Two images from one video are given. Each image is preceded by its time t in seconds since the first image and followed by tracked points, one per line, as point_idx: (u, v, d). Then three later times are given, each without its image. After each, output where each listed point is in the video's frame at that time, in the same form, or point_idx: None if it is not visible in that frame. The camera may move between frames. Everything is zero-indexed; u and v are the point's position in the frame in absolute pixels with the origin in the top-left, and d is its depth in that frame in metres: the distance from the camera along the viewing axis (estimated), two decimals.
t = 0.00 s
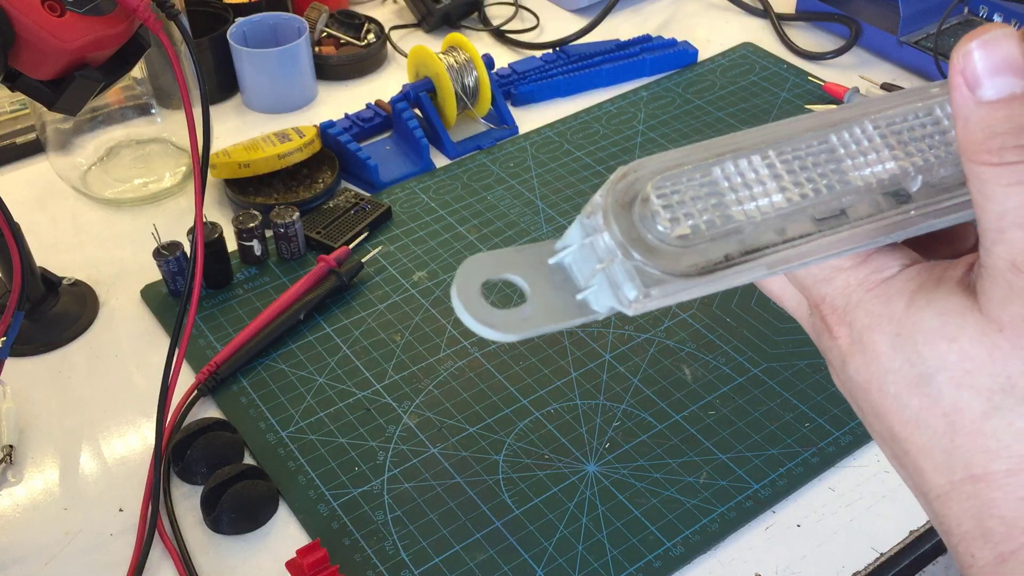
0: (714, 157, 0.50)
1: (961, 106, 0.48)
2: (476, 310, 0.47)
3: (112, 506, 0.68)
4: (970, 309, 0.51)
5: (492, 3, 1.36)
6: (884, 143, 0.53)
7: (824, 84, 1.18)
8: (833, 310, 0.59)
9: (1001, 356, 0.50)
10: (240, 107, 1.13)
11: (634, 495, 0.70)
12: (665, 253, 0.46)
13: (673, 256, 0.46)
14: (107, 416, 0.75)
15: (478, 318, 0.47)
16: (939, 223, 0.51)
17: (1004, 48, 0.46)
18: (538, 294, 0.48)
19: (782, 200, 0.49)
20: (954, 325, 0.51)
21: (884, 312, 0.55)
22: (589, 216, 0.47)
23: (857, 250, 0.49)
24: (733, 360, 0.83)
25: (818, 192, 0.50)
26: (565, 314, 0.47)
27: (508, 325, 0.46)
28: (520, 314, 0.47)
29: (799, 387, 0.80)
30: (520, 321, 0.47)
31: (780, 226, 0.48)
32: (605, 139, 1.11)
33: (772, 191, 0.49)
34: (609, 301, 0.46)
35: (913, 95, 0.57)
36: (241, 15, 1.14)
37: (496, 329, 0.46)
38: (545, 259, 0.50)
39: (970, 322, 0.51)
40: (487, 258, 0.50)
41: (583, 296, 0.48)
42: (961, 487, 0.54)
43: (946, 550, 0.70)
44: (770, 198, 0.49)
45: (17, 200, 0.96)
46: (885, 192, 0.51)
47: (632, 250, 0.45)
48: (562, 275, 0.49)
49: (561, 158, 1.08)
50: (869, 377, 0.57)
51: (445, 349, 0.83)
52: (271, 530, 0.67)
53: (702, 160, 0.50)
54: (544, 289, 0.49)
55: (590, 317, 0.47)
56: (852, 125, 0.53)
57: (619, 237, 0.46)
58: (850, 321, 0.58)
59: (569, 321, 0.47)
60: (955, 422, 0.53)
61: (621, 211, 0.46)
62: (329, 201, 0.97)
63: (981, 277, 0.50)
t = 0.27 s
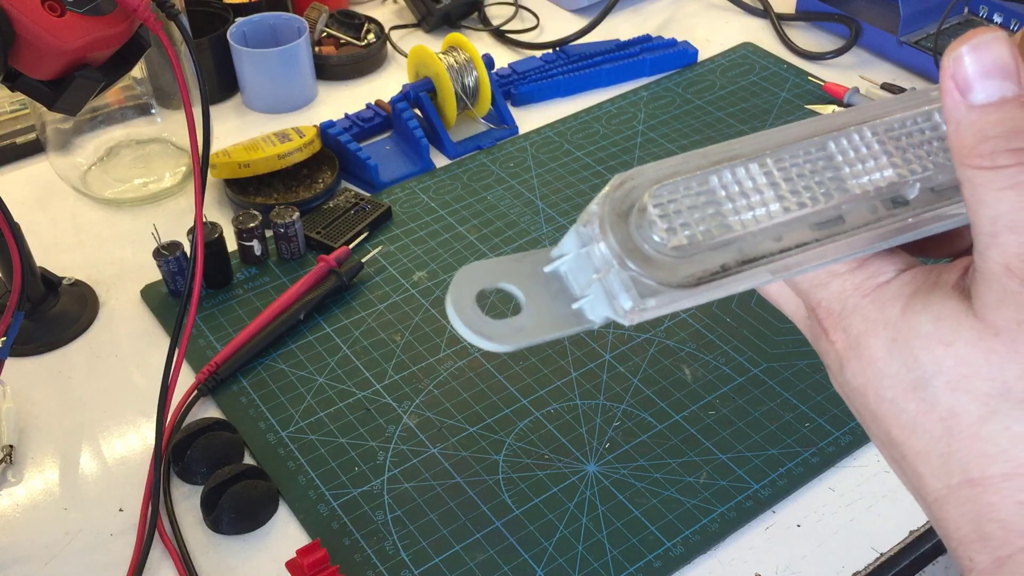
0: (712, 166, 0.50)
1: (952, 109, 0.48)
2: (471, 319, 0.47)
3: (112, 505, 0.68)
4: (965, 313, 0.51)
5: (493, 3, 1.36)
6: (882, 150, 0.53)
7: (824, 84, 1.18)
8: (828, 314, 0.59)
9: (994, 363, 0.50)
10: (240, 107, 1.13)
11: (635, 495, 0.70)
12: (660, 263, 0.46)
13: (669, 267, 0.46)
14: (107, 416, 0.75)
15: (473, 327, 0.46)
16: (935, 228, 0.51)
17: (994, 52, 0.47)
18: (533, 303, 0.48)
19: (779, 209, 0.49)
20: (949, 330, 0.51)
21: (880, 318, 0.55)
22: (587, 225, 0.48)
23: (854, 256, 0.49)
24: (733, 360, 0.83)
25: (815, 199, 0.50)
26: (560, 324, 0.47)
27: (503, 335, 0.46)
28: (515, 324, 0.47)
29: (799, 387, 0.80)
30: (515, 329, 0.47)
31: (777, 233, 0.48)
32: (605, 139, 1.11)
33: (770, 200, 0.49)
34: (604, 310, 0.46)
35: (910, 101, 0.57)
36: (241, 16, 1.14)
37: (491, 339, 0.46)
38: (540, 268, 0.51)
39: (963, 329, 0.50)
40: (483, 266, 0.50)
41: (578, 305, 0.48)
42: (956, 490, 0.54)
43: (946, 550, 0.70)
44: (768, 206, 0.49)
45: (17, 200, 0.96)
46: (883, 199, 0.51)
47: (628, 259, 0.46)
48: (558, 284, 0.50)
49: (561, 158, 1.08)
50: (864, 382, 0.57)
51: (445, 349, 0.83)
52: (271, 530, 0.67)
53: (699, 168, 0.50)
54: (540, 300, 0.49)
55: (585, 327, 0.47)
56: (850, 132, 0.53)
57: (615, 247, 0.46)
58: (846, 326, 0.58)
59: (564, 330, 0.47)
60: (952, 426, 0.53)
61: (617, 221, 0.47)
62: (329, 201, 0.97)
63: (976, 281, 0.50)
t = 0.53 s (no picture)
0: (721, 170, 0.49)
1: (959, 112, 0.48)
2: (483, 329, 0.47)
3: (112, 505, 0.68)
4: (972, 316, 0.51)
5: (492, 3, 1.36)
6: (891, 154, 0.53)
7: (825, 84, 1.18)
8: (836, 316, 0.59)
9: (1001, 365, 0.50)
10: (240, 107, 1.13)
11: (635, 495, 0.70)
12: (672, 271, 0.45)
13: (680, 273, 0.45)
14: (107, 416, 0.75)
15: (485, 338, 0.46)
16: (945, 230, 0.51)
17: (999, 55, 0.46)
18: (544, 311, 0.48)
19: (789, 215, 0.49)
20: (956, 332, 0.51)
21: (887, 320, 0.55)
22: (596, 231, 0.47)
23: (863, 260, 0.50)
24: (733, 360, 0.83)
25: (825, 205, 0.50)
26: (571, 333, 0.47)
27: (514, 344, 0.46)
28: (526, 332, 0.47)
29: (799, 387, 0.80)
30: (526, 340, 0.47)
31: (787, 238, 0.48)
32: (605, 139, 1.11)
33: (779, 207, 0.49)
34: (614, 317, 0.46)
35: (913, 105, 0.57)
36: (241, 16, 1.14)
37: (502, 347, 0.46)
38: (551, 274, 0.50)
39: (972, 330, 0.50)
40: (492, 275, 0.49)
41: (589, 313, 0.48)
42: (966, 493, 0.54)
43: (946, 550, 0.70)
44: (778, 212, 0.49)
45: (17, 200, 0.96)
46: (892, 203, 0.51)
47: (639, 266, 0.45)
48: (568, 291, 0.49)
49: (561, 158, 1.08)
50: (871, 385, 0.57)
51: (445, 349, 0.83)
52: (271, 530, 0.67)
53: (709, 172, 0.49)
54: (551, 307, 0.49)
55: (595, 333, 0.47)
56: (857, 135, 0.53)
57: (626, 254, 0.45)
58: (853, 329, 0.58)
59: (575, 338, 0.47)
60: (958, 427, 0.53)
61: (628, 228, 0.46)
62: (329, 201, 0.97)
63: (982, 283, 0.50)
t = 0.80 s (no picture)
0: (722, 152, 0.49)
1: (958, 102, 0.48)
2: (476, 301, 0.47)
3: (112, 505, 0.68)
4: (969, 306, 0.51)
5: (492, 3, 1.36)
6: (892, 141, 0.53)
7: (824, 84, 1.18)
8: (832, 306, 0.59)
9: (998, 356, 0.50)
10: (240, 107, 1.13)
11: (634, 495, 0.70)
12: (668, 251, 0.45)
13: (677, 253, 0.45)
14: (107, 416, 0.75)
15: (479, 311, 0.46)
16: (942, 222, 0.51)
17: (999, 44, 0.46)
18: (539, 288, 0.48)
19: (788, 198, 0.49)
20: (952, 322, 0.51)
21: (883, 311, 0.55)
22: (594, 208, 0.47)
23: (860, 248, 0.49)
24: (733, 360, 0.83)
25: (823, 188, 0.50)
26: (566, 310, 0.47)
27: (509, 319, 0.46)
28: (522, 307, 0.46)
29: (799, 387, 0.80)
30: (520, 315, 0.46)
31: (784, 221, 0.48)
32: (605, 139, 1.11)
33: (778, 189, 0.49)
34: (611, 296, 0.46)
35: (910, 96, 0.57)
36: (241, 16, 1.14)
37: (497, 321, 0.46)
38: (547, 251, 0.50)
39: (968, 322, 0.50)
40: (488, 249, 0.49)
41: (584, 291, 0.47)
42: (961, 484, 0.54)
43: (946, 550, 0.70)
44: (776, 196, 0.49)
45: (17, 200, 0.96)
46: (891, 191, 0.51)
47: (636, 244, 0.45)
48: (563, 268, 0.49)
49: (561, 158, 1.08)
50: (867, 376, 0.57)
51: (445, 349, 0.83)
52: (271, 530, 0.67)
53: (709, 154, 0.49)
54: (547, 283, 0.48)
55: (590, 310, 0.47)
56: (859, 123, 0.53)
57: (624, 232, 0.45)
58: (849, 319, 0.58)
59: (570, 314, 0.47)
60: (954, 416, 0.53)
61: (626, 205, 0.46)
62: (329, 201, 0.97)
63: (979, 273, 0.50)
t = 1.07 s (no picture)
0: (716, 119, 0.47)
1: (930, 96, 0.47)
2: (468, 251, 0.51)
3: (112, 505, 0.68)
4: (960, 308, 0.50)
5: (492, 3, 1.36)
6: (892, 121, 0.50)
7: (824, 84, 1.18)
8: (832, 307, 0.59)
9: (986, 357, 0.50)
10: (240, 107, 1.13)
11: (634, 495, 0.70)
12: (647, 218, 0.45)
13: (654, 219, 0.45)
14: (107, 416, 0.75)
15: (467, 262, 0.51)
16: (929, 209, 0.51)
17: (967, 41, 0.46)
18: (525, 239, 0.50)
19: (776, 169, 0.47)
20: (943, 324, 0.51)
21: (878, 309, 0.55)
22: (585, 165, 0.46)
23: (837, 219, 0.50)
24: (733, 360, 0.83)
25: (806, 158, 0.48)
26: (549, 261, 0.49)
27: (493, 272, 0.50)
28: (506, 259, 0.50)
29: (799, 387, 0.80)
30: (505, 265, 0.50)
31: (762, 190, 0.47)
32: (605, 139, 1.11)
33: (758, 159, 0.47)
34: (591, 251, 0.47)
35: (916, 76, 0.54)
36: (241, 16, 1.14)
37: (482, 270, 0.50)
38: (537, 202, 0.51)
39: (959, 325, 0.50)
40: (478, 198, 0.51)
41: (568, 244, 0.49)
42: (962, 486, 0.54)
43: (947, 550, 0.70)
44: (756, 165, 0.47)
45: (17, 200, 0.96)
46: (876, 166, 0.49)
47: (620, 206, 0.44)
48: (550, 220, 0.50)
49: (561, 158, 1.08)
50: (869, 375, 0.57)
51: (445, 349, 0.83)
52: (272, 530, 0.67)
53: (703, 120, 0.47)
54: (533, 233, 0.50)
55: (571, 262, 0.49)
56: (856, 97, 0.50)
57: (610, 191, 0.44)
58: (849, 316, 0.58)
59: (552, 266, 0.50)
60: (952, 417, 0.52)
61: (615, 166, 0.45)
62: (329, 201, 0.97)
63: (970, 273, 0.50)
